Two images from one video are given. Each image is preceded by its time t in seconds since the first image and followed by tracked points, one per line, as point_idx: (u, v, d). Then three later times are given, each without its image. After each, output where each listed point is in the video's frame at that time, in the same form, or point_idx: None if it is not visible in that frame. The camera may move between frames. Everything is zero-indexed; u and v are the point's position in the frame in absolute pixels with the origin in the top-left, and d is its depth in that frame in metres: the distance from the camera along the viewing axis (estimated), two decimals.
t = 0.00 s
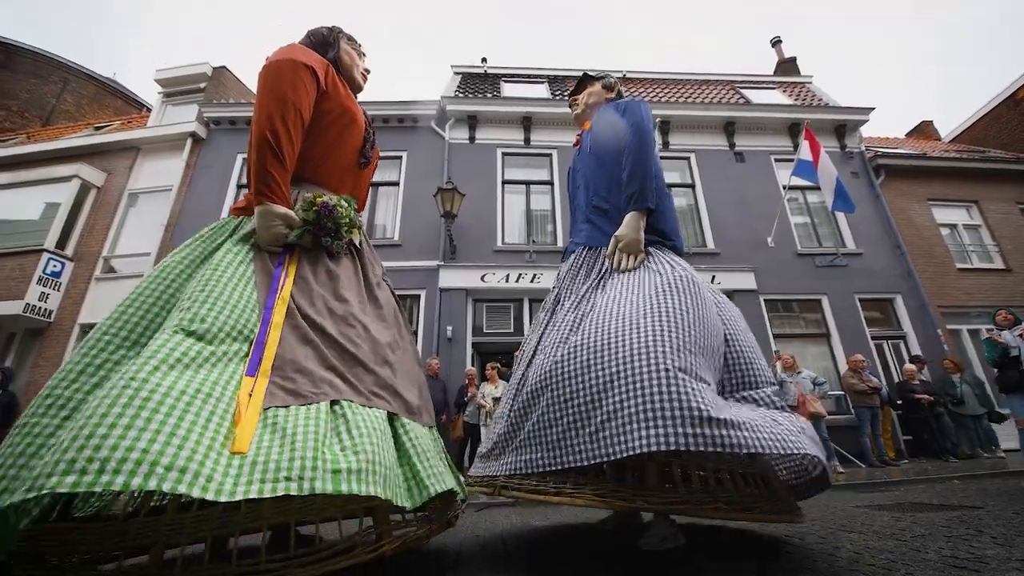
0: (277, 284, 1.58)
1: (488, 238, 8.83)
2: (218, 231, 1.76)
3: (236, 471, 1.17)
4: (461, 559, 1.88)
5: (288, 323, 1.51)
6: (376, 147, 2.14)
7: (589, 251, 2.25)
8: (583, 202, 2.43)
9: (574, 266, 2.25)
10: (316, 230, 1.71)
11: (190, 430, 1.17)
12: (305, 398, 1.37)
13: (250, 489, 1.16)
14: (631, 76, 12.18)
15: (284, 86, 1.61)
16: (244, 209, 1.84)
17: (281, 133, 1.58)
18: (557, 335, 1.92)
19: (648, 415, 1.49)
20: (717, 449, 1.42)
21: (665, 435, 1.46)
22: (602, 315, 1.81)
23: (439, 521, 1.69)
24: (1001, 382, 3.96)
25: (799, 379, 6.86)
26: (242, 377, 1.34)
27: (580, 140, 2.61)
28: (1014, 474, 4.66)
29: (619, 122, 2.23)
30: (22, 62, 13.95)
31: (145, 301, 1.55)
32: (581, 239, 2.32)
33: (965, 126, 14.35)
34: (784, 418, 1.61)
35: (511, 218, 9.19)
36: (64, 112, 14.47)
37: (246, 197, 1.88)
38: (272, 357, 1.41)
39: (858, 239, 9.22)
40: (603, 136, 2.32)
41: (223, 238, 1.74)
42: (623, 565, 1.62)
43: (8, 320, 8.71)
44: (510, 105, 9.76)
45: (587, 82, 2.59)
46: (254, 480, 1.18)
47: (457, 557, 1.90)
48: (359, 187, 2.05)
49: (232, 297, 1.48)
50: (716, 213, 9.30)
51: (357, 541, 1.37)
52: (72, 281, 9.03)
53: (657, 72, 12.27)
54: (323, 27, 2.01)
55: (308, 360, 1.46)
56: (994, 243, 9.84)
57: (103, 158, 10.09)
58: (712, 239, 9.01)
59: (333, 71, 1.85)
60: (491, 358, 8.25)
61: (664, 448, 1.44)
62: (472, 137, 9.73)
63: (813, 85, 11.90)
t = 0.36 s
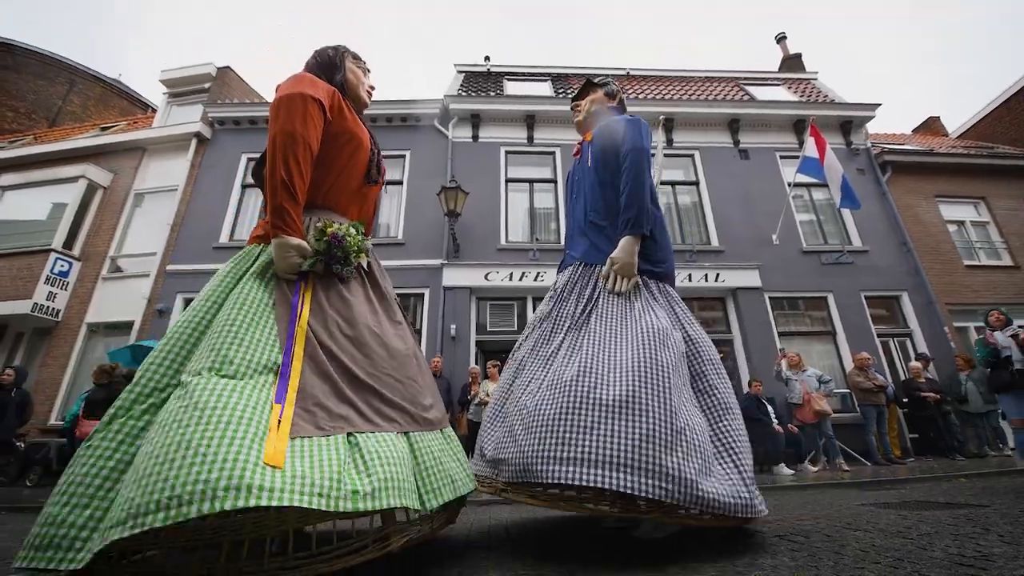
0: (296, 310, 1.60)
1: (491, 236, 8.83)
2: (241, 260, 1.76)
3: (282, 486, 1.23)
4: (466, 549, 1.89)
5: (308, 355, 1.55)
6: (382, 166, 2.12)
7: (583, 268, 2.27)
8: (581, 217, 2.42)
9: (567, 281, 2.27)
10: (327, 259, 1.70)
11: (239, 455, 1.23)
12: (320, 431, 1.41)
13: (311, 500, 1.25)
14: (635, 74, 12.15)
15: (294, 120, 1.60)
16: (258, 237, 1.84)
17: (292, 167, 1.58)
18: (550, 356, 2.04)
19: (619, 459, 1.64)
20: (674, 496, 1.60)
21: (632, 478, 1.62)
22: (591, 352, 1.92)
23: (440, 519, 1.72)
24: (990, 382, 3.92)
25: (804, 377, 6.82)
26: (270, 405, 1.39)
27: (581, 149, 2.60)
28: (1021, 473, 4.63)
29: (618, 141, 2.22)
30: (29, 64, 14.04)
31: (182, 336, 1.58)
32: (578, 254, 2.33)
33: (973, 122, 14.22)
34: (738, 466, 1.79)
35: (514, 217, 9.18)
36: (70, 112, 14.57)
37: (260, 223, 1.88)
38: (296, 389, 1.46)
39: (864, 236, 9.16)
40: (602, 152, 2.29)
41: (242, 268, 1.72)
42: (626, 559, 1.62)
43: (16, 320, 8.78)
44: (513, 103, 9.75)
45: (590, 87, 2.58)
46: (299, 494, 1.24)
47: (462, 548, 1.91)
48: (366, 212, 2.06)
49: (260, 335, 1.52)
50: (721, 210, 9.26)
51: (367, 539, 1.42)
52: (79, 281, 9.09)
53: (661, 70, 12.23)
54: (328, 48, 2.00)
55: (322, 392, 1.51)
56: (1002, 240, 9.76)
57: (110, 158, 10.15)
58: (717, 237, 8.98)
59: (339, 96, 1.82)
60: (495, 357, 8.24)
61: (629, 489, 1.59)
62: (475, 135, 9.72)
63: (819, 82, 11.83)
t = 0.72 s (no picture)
0: (295, 305, 1.60)
1: (492, 234, 8.82)
2: (246, 262, 1.77)
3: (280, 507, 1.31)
4: (465, 545, 1.89)
5: (307, 348, 1.55)
6: (384, 170, 2.12)
7: (582, 266, 2.27)
8: (580, 219, 2.42)
9: (570, 280, 2.28)
10: (327, 256, 1.69)
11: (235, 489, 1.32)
12: (315, 434, 1.44)
13: (294, 524, 1.30)
14: (636, 72, 12.12)
15: (297, 122, 1.61)
16: (259, 237, 1.84)
17: (293, 166, 1.57)
18: (553, 355, 2.03)
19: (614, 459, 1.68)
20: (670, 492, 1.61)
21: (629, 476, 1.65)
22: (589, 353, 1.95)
23: (435, 513, 1.67)
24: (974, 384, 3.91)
25: (805, 375, 6.81)
26: (266, 403, 1.43)
27: (578, 154, 2.60)
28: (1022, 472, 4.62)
29: (613, 142, 2.20)
30: (29, 61, 14.00)
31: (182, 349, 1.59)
32: (577, 253, 2.33)
33: (975, 120, 14.19)
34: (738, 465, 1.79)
35: (515, 215, 9.17)
36: (71, 110, 14.55)
37: (261, 223, 1.88)
38: (294, 383, 1.47)
39: (866, 235, 9.14)
40: (598, 154, 2.28)
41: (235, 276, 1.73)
42: (626, 556, 1.62)
43: (18, 317, 8.79)
44: (514, 101, 9.73)
45: (587, 95, 2.56)
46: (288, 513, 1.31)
47: (461, 544, 1.92)
48: (366, 215, 2.05)
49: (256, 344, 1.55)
50: (722, 209, 9.24)
51: (362, 526, 1.37)
52: (80, 279, 9.11)
53: (662, 68, 12.20)
54: (332, 53, 2.00)
55: (320, 389, 1.51)
56: (1004, 239, 9.74)
57: (111, 156, 10.16)
58: (718, 235, 8.96)
59: (341, 100, 1.83)
60: (496, 355, 8.24)
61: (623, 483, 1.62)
62: (476, 134, 9.71)
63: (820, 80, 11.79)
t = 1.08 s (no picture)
0: (297, 312, 1.62)
1: (493, 235, 8.83)
2: (253, 270, 1.80)
3: (274, 499, 1.30)
4: (464, 543, 1.88)
5: (308, 354, 1.56)
6: (384, 176, 2.11)
7: (579, 272, 2.27)
8: (579, 225, 2.42)
9: (567, 287, 2.29)
10: (329, 265, 1.70)
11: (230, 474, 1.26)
12: (311, 427, 1.44)
13: (291, 517, 1.30)
14: (636, 71, 12.12)
15: (300, 137, 1.61)
16: (265, 245, 1.86)
17: (295, 177, 1.57)
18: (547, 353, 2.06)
19: (609, 453, 1.67)
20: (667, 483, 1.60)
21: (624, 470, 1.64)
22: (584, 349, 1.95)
23: (431, 509, 1.74)
24: (976, 382, 3.87)
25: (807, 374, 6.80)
26: (268, 403, 1.44)
27: (577, 159, 2.60)
28: None
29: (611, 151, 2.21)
30: (31, 65, 14.04)
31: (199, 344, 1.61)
32: (575, 259, 2.33)
33: (977, 118, 14.17)
34: (742, 456, 1.75)
35: (515, 216, 9.18)
36: (72, 113, 14.58)
37: (266, 231, 1.90)
38: (293, 386, 1.48)
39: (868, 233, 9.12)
40: (596, 163, 2.30)
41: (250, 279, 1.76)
42: (628, 556, 1.61)
43: (21, 321, 8.81)
44: (514, 101, 9.74)
45: (585, 101, 2.57)
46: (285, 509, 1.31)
47: (462, 543, 1.91)
48: (366, 222, 2.05)
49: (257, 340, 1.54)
50: (723, 208, 9.24)
51: (360, 523, 1.43)
52: (82, 282, 9.13)
53: (662, 67, 12.20)
54: (331, 62, 2.00)
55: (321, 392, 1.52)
56: (1006, 237, 9.72)
57: (112, 159, 10.18)
58: (719, 235, 8.96)
59: (342, 110, 1.83)
60: (497, 356, 8.24)
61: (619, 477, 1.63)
62: (476, 134, 9.72)
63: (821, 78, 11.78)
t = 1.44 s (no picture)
0: (304, 330, 1.63)
1: (491, 235, 8.82)
2: (257, 283, 1.80)
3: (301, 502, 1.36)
4: (461, 542, 1.85)
5: (316, 373, 1.59)
6: (382, 187, 2.10)
7: (575, 285, 2.28)
8: (574, 235, 2.42)
9: (563, 293, 2.29)
10: (331, 283, 1.71)
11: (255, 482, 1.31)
12: (321, 442, 1.49)
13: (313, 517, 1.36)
14: (633, 71, 12.14)
15: (300, 157, 1.61)
16: (267, 261, 1.85)
17: (298, 195, 1.58)
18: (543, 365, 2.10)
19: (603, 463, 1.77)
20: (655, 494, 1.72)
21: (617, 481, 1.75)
22: (579, 362, 2.03)
23: (431, 508, 1.77)
24: (977, 378, 3.88)
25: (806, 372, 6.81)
26: (281, 420, 1.47)
27: (576, 165, 2.60)
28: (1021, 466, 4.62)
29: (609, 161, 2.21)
30: (27, 67, 14.02)
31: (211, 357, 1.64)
32: (570, 271, 2.33)
33: (973, 116, 14.21)
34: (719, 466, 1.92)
35: (513, 216, 9.17)
36: (68, 116, 14.54)
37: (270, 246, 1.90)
38: (304, 404, 1.52)
39: (865, 231, 9.15)
40: (593, 173, 2.31)
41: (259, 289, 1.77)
42: (626, 553, 1.61)
43: (18, 323, 8.78)
44: (512, 101, 9.74)
45: (585, 105, 2.56)
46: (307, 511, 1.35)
47: (460, 541, 1.90)
48: (368, 233, 2.06)
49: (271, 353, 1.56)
50: (721, 206, 9.25)
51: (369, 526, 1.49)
52: (79, 284, 9.10)
53: (659, 66, 12.22)
54: (327, 72, 2.01)
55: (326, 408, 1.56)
56: (1002, 234, 9.75)
57: (109, 161, 10.15)
58: (717, 233, 8.97)
59: (340, 125, 1.83)
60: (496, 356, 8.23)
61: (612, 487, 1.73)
62: (473, 134, 9.72)
63: (817, 77, 11.81)
